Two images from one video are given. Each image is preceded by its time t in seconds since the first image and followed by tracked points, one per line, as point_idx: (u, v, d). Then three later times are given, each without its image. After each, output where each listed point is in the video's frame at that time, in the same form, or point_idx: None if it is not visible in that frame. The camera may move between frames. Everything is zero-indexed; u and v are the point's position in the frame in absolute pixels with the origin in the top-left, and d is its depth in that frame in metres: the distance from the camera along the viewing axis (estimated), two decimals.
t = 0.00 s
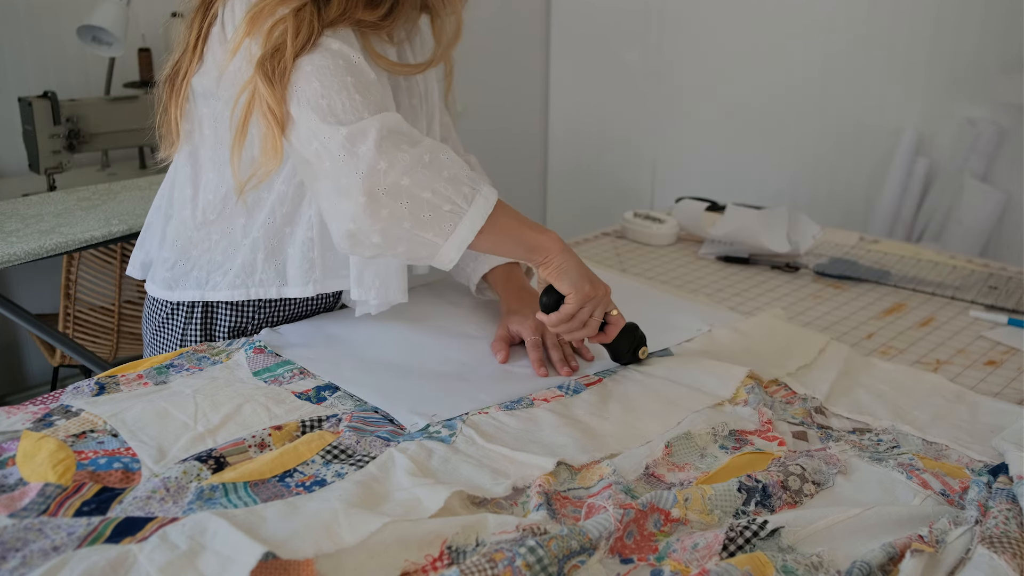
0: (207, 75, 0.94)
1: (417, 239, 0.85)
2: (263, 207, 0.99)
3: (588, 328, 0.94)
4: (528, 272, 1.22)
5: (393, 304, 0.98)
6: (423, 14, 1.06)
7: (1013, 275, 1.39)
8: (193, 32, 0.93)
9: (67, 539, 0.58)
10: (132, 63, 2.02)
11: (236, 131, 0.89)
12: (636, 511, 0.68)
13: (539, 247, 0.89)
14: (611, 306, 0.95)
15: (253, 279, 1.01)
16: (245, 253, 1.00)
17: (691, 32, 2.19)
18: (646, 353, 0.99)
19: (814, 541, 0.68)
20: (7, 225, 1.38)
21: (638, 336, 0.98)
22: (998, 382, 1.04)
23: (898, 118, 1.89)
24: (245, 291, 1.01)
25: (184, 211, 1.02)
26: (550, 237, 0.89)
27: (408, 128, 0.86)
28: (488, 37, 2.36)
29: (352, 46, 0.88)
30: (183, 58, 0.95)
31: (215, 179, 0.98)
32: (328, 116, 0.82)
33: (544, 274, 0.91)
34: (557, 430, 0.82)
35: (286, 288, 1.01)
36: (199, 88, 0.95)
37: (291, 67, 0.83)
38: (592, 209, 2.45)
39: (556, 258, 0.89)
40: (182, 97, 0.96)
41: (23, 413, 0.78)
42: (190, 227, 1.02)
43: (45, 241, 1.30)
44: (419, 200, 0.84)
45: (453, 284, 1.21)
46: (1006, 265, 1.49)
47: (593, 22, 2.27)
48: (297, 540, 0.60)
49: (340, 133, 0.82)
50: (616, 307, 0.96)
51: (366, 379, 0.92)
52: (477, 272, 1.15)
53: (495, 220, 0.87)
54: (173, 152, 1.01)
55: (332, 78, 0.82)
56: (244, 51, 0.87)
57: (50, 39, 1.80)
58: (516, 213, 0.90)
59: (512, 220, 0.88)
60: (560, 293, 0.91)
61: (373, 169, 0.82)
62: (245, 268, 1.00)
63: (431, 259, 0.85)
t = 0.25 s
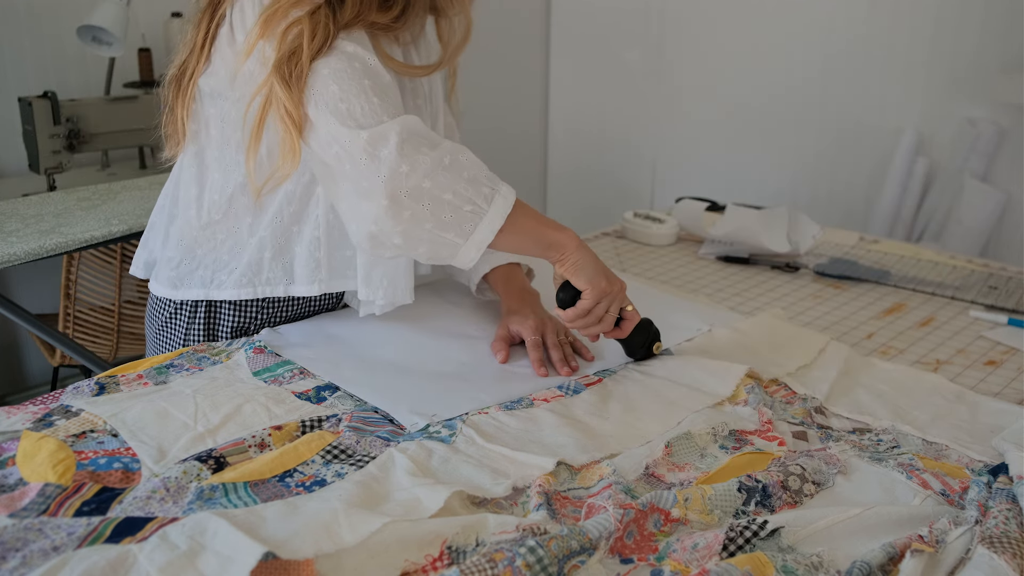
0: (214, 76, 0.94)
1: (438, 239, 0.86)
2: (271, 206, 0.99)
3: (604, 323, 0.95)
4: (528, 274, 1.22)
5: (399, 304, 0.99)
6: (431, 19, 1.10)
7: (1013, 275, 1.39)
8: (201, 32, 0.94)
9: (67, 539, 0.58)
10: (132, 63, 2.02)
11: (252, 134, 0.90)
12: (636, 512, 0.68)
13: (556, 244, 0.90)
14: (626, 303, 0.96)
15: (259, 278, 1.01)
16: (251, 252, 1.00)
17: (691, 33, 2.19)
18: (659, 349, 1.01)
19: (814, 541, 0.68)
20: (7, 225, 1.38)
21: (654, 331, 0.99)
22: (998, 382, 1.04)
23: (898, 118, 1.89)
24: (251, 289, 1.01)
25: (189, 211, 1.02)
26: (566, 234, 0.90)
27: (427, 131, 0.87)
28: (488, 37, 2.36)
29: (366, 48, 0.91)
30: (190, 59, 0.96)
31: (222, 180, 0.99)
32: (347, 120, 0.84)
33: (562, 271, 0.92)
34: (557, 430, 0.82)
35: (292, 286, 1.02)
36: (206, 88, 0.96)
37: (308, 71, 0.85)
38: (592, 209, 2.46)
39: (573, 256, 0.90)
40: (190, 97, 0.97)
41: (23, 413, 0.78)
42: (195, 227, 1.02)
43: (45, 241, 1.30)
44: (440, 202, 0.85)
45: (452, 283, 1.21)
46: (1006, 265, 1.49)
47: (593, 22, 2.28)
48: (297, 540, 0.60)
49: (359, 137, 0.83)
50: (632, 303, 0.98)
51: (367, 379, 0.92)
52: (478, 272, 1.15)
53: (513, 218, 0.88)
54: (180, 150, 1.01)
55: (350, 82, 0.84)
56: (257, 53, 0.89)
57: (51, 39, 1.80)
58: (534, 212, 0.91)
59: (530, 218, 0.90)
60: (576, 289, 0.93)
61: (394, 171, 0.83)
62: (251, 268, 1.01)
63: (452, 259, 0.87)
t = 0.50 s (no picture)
0: (220, 74, 0.95)
1: (441, 238, 0.87)
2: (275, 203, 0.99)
3: (609, 321, 0.96)
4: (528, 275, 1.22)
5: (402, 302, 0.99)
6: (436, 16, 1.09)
7: (1013, 275, 1.39)
8: (206, 30, 0.94)
9: (67, 539, 0.58)
10: (132, 63, 2.02)
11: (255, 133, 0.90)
12: (636, 512, 0.68)
13: (560, 242, 0.92)
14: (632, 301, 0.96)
15: (263, 274, 1.01)
16: (256, 249, 1.00)
17: (691, 32, 2.20)
18: (663, 347, 1.02)
19: (814, 540, 0.68)
20: (7, 225, 1.38)
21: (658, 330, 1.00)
22: (998, 382, 1.04)
23: (898, 118, 1.89)
24: (255, 286, 1.02)
25: (194, 208, 1.02)
26: (571, 232, 0.91)
27: (431, 129, 0.88)
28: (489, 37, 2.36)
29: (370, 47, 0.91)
30: (195, 57, 0.96)
31: (227, 177, 0.99)
32: (352, 120, 0.85)
33: (566, 269, 0.93)
34: (557, 430, 0.82)
35: (297, 282, 1.02)
36: (211, 86, 0.96)
37: (312, 70, 0.85)
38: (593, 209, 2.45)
39: (577, 252, 0.92)
40: (194, 95, 0.96)
41: (23, 413, 0.78)
42: (200, 224, 1.02)
43: (45, 240, 1.30)
44: (443, 201, 0.87)
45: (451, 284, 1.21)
46: (1006, 265, 1.49)
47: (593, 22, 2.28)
48: (297, 540, 0.60)
49: (364, 136, 0.84)
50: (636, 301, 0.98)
51: (367, 379, 0.92)
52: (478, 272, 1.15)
53: (517, 218, 0.90)
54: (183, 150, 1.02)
55: (354, 81, 0.85)
56: (262, 52, 0.89)
57: (51, 39, 1.80)
58: (538, 211, 0.92)
59: (534, 217, 0.91)
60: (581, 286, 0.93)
61: (398, 170, 0.84)
62: (256, 264, 1.01)
63: (455, 258, 0.88)
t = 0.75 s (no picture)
0: (227, 74, 0.95)
1: (455, 238, 0.88)
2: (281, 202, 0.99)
3: (621, 318, 0.97)
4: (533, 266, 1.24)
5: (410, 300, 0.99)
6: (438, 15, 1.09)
7: (1013, 275, 1.39)
8: (212, 31, 0.95)
9: (67, 539, 0.58)
10: (132, 63, 2.02)
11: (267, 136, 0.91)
12: (636, 511, 0.68)
13: (572, 240, 0.93)
14: (644, 298, 0.98)
15: (268, 273, 1.01)
16: (261, 248, 1.00)
17: (691, 32, 2.21)
18: (674, 343, 1.03)
19: (814, 541, 0.68)
20: (7, 225, 1.38)
21: (668, 326, 1.02)
22: (998, 382, 1.04)
23: (898, 118, 1.89)
24: (261, 285, 1.01)
25: (200, 207, 1.02)
26: (585, 230, 0.93)
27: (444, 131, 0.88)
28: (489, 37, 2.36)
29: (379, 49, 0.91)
30: (201, 57, 0.97)
31: (233, 176, 0.99)
32: (364, 123, 0.85)
33: (579, 266, 0.94)
34: (557, 430, 0.82)
35: (302, 281, 1.01)
36: (218, 86, 0.96)
37: (323, 73, 0.86)
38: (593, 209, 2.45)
39: (590, 251, 0.93)
40: (200, 96, 0.97)
41: (23, 413, 0.78)
42: (206, 223, 1.02)
43: (45, 241, 1.30)
44: (457, 202, 0.87)
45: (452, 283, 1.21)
46: (1006, 265, 1.49)
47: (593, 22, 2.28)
48: (297, 540, 0.60)
49: (377, 139, 0.85)
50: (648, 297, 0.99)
51: (367, 379, 0.92)
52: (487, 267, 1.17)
53: (530, 217, 0.90)
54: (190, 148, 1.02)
55: (366, 84, 0.85)
56: (272, 55, 0.89)
57: (50, 39, 1.80)
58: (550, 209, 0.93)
59: (546, 216, 0.92)
60: (594, 284, 0.94)
61: (412, 173, 0.85)
62: (261, 264, 1.01)
63: (470, 258, 0.89)
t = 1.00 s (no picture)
0: (235, 73, 0.96)
1: (466, 235, 0.90)
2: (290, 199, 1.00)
3: (632, 315, 1.00)
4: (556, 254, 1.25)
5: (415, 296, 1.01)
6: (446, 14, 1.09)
7: (1013, 275, 1.39)
8: (220, 30, 0.96)
9: (67, 539, 0.58)
10: (132, 63, 2.02)
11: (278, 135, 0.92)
12: (636, 512, 0.68)
13: (582, 237, 0.96)
14: (654, 295, 1.01)
15: (276, 270, 1.02)
16: (269, 245, 1.01)
17: (691, 32, 2.22)
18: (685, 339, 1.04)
19: (814, 541, 0.68)
20: (7, 225, 1.38)
21: (679, 322, 1.03)
22: (998, 382, 1.04)
23: (898, 118, 1.89)
24: (268, 281, 1.02)
25: (207, 205, 1.03)
26: (595, 228, 0.96)
27: (454, 130, 0.90)
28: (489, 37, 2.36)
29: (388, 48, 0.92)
30: (209, 56, 0.97)
31: (240, 174, 0.99)
32: (375, 123, 0.87)
33: (589, 263, 0.98)
34: (557, 430, 0.82)
35: (309, 277, 1.03)
36: (226, 84, 0.97)
37: (333, 73, 0.87)
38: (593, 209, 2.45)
39: (600, 247, 0.96)
40: (209, 94, 0.98)
41: (23, 413, 0.78)
42: (214, 220, 1.02)
43: (45, 241, 1.30)
44: (467, 200, 0.89)
45: (452, 283, 1.20)
46: (1006, 265, 1.49)
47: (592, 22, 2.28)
48: (297, 540, 0.60)
49: (388, 138, 0.86)
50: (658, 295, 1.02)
51: (367, 378, 0.92)
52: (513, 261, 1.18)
53: (540, 215, 0.93)
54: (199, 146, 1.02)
55: (376, 84, 0.87)
56: (281, 55, 0.90)
57: (51, 39, 1.80)
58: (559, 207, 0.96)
59: (556, 214, 0.94)
60: (604, 280, 0.98)
61: (423, 172, 0.87)
62: (268, 260, 1.02)
63: (481, 255, 0.91)
